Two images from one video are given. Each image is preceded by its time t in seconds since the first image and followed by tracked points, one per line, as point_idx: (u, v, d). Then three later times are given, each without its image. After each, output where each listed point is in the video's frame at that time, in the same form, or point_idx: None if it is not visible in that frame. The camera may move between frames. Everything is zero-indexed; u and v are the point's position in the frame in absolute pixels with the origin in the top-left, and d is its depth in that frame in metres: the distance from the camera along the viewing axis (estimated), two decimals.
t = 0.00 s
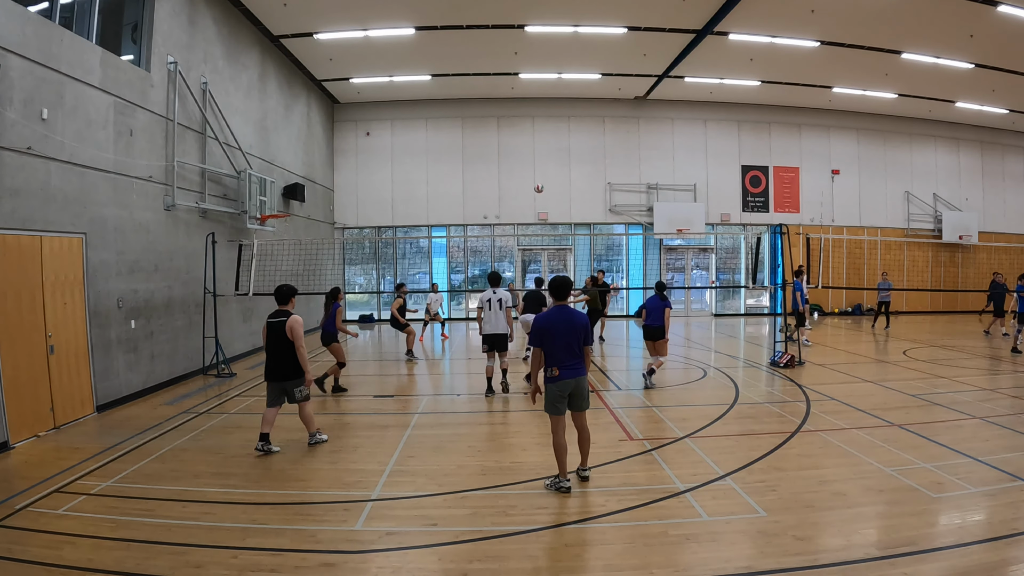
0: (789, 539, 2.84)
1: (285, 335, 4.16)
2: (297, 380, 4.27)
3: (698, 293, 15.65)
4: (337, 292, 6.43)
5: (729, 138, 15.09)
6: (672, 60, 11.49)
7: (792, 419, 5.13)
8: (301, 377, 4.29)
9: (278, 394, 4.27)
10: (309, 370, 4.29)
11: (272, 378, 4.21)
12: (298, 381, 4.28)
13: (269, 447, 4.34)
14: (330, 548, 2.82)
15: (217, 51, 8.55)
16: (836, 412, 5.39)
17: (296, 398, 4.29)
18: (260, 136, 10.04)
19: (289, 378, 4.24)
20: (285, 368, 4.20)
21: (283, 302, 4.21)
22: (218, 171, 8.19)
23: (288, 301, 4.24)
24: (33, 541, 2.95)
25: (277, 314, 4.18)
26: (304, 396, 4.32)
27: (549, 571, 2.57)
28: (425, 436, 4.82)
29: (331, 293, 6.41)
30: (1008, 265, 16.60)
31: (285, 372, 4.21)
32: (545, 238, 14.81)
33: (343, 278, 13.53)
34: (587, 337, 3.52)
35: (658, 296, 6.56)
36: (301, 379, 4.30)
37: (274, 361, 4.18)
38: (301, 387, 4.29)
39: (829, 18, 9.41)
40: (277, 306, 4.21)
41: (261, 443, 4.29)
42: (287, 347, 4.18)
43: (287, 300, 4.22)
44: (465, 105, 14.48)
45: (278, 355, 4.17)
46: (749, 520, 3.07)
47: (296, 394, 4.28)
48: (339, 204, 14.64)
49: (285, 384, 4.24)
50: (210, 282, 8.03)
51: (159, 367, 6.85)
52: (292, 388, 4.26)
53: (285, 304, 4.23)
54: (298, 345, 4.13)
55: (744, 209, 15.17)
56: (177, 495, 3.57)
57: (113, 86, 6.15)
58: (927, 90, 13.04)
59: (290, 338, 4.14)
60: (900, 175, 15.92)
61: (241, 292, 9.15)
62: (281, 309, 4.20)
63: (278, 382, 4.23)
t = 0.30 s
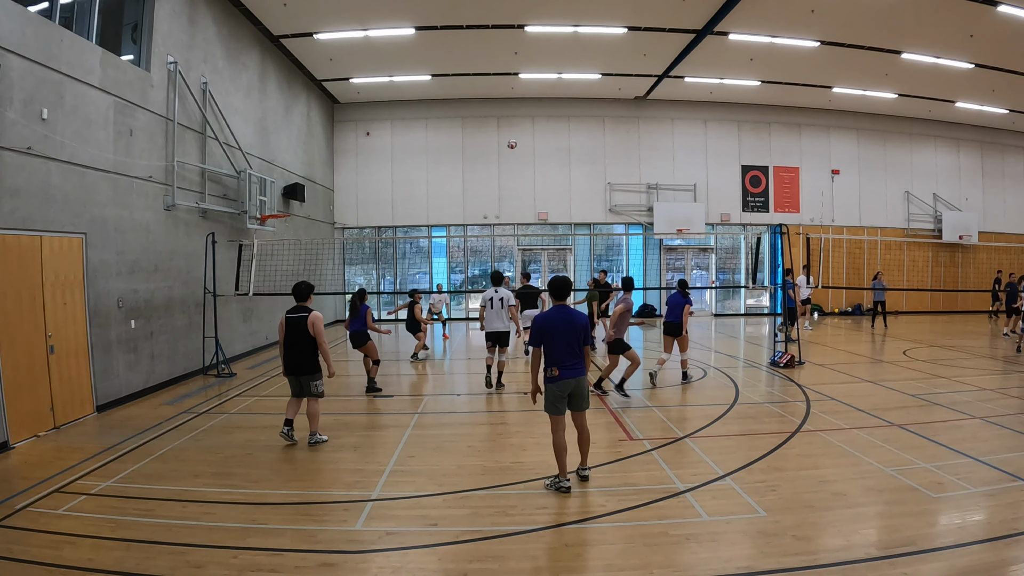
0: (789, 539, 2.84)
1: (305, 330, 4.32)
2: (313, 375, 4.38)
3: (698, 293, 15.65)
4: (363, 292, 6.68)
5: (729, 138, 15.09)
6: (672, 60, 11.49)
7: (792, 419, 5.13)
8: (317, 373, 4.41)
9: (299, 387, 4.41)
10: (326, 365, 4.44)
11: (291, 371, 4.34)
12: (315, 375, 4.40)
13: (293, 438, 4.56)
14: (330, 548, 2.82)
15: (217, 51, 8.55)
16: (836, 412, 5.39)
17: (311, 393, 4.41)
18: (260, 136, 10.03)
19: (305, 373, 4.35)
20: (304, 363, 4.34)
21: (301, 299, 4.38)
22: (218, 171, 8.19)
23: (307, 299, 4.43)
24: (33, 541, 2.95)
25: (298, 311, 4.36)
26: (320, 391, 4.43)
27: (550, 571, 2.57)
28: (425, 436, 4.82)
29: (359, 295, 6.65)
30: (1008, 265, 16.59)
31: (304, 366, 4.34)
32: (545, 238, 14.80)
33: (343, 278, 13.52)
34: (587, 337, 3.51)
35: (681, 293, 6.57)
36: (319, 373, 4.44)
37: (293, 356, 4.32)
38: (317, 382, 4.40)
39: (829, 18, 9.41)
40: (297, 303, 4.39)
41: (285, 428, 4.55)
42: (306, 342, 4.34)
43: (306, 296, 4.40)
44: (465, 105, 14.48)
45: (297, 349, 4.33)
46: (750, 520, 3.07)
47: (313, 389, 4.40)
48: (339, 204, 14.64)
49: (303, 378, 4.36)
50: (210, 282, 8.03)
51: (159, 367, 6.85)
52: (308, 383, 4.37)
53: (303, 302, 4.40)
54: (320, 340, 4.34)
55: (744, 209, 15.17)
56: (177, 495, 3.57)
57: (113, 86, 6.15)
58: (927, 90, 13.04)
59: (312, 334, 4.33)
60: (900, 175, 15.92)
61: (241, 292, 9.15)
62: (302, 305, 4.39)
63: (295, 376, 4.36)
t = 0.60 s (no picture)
0: (789, 539, 2.84)
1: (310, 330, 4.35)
2: (318, 374, 4.38)
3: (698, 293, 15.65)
4: (378, 290, 6.80)
5: (729, 138, 15.09)
6: (672, 60, 11.49)
7: (792, 419, 5.13)
8: (323, 372, 4.41)
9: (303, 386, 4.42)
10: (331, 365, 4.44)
11: (294, 371, 4.34)
12: (320, 374, 4.40)
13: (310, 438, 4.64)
14: (330, 548, 2.82)
15: (217, 51, 8.55)
16: (836, 412, 5.38)
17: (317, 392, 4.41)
18: (260, 136, 10.03)
19: (310, 372, 4.35)
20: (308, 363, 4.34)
21: (307, 300, 4.41)
22: (218, 171, 8.19)
23: (314, 300, 4.46)
24: (33, 541, 2.96)
25: (303, 311, 4.42)
26: (326, 388, 4.43)
27: (550, 571, 2.57)
28: (425, 436, 4.82)
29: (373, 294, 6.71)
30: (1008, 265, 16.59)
31: (307, 366, 4.34)
32: (545, 238, 14.81)
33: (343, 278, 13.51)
34: (587, 336, 3.52)
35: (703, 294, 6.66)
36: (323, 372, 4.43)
37: (297, 355, 4.33)
38: (322, 381, 4.40)
39: (829, 18, 9.41)
40: (303, 305, 4.43)
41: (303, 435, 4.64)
42: (311, 342, 4.36)
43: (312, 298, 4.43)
44: (465, 105, 14.48)
45: (300, 348, 4.33)
46: (749, 520, 3.07)
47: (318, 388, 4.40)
48: (340, 204, 14.64)
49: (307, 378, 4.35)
50: (210, 282, 8.03)
51: (159, 367, 6.85)
52: (313, 382, 4.36)
53: (309, 304, 4.44)
54: (325, 340, 4.35)
55: (744, 209, 15.17)
56: (177, 495, 3.57)
57: (113, 86, 6.15)
58: (927, 90, 13.04)
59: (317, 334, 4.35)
60: (900, 175, 15.92)
61: (241, 292, 9.15)
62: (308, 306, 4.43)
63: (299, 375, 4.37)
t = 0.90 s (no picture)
0: (789, 539, 2.84)
1: (320, 332, 4.36)
2: (329, 374, 4.37)
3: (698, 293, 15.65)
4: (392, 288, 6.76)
5: (728, 138, 15.09)
6: (672, 60, 11.49)
7: (792, 419, 5.13)
8: (333, 371, 4.39)
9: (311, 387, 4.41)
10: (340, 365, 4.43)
11: (301, 371, 4.34)
12: (330, 372, 4.38)
13: (310, 439, 4.69)
14: (331, 548, 2.82)
15: (217, 51, 8.54)
16: (836, 412, 5.38)
17: (330, 391, 4.38)
18: (260, 136, 10.03)
19: (319, 372, 4.35)
20: (317, 364, 4.33)
21: (317, 305, 4.40)
22: (218, 171, 8.19)
23: (323, 304, 4.46)
24: (33, 541, 2.95)
25: (313, 313, 4.44)
26: (338, 387, 4.40)
27: (550, 571, 2.57)
28: (425, 436, 4.82)
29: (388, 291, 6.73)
30: (1007, 265, 16.59)
31: (317, 367, 4.33)
32: (545, 239, 14.81)
33: (343, 278, 13.55)
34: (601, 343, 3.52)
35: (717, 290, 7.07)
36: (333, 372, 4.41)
37: (307, 357, 4.32)
38: (333, 379, 4.38)
39: (829, 18, 9.41)
40: (312, 308, 4.44)
41: (302, 433, 4.66)
42: (321, 343, 4.35)
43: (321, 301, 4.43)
44: (465, 106, 14.48)
45: (308, 349, 4.33)
46: (749, 520, 3.07)
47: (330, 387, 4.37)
48: (340, 204, 14.64)
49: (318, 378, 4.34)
50: (210, 282, 8.03)
51: (159, 367, 6.85)
52: (324, 380, 4.35)
53: (319, 308, 4.44)
54: (335, 342, 4.37)
55: (744, 209, 15.17)
56: (177, 495, 3.57)
57: (113, 86, 6.15)
58: (927, 90, 13.05)
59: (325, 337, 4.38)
60: (900, 175, 15.93)
61: (241, 292, 9.15)
62: (317, 309, 4.44)
63: (307, 376, 4.36)
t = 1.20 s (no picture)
0: (789, 539, 2.84)
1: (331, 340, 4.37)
2: (338, 381, 4.35)
3: (698, 293, 15.66)
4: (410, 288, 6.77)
5: (728, 138, 15.09)
6: (672, 60, 11.49)
7: (792, 419, 5.13)
8: (342, 379, 4.38)
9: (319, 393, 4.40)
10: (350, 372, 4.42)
11: (309, 378, 4.34)
12: (340, 379, 4.36)
13: (311, 439, 4.69)
14: (331, 548, 2.82)
15: (217, 51, 8.54)
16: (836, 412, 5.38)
17: (337, 398, 4.36)
18: (260, 136, 10.03)
19: (328, 379, 4.33)
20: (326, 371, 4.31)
21: (329, 316, 4.35)
22: (218, 171, 8.19)
23: (336, 314, 4.40)
24: (33, 541, 2.96)
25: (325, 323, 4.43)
26: (347, 394, 4.40)
27: (550, 571, 2.57)
28: (425, 436, 4.82)
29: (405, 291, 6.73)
30: (1007, 265, 16.58)
31: (326, 373, 4.31)
32: (545, 239, 14.82)
33: (343, 278, 13.54)
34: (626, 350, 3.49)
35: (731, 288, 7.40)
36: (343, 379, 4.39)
37: (316, 363, 4.31)
38: (342, 387, 4.36)
39: (829, 18, 9.41)
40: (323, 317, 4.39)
41: (302, 433, 4.67)
42: (331, 351, 4.35)
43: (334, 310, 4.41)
44: (465, 106, 14.48)
45: (317, 357, 4.31)
46: (749, 520, 3.07)
47: (338, 394, 4.35)
48: (339, 204, 14.64)
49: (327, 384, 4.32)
50: (210, 282, 8.03)
51: (159, 367, 6.85)
52: (334, 388, 4.32)
53: (331, 319, 4.40)
54: (347, 351, 4.37)
55: (744, 209, 15.17)
56: (177, 495, 3.57)
57: (113, 86, 6.15)
58: (927, 90, 13.05)
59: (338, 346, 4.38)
60: (900, 175, 15.93)
61: (241, 292, 9.15)
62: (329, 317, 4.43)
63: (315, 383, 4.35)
